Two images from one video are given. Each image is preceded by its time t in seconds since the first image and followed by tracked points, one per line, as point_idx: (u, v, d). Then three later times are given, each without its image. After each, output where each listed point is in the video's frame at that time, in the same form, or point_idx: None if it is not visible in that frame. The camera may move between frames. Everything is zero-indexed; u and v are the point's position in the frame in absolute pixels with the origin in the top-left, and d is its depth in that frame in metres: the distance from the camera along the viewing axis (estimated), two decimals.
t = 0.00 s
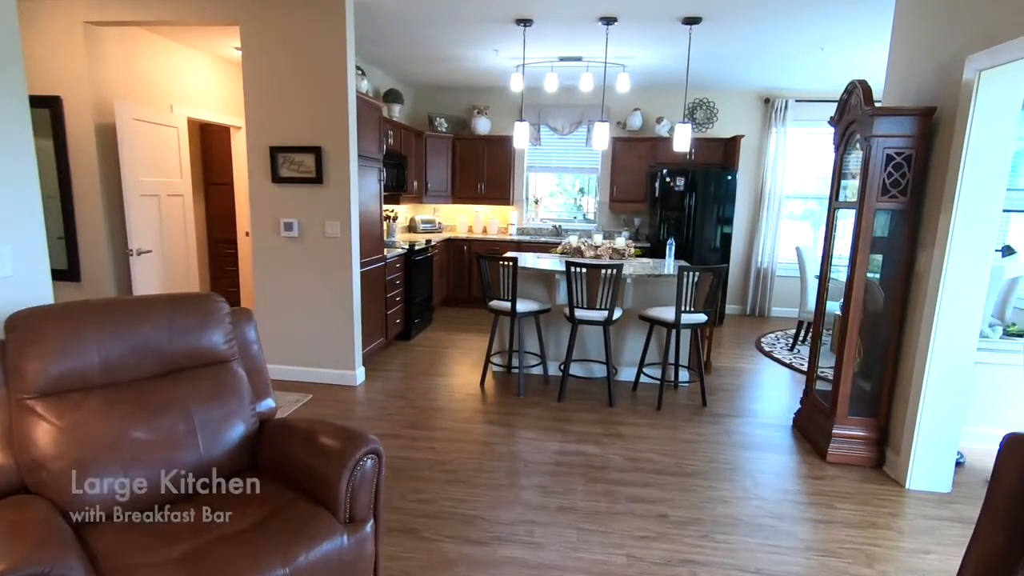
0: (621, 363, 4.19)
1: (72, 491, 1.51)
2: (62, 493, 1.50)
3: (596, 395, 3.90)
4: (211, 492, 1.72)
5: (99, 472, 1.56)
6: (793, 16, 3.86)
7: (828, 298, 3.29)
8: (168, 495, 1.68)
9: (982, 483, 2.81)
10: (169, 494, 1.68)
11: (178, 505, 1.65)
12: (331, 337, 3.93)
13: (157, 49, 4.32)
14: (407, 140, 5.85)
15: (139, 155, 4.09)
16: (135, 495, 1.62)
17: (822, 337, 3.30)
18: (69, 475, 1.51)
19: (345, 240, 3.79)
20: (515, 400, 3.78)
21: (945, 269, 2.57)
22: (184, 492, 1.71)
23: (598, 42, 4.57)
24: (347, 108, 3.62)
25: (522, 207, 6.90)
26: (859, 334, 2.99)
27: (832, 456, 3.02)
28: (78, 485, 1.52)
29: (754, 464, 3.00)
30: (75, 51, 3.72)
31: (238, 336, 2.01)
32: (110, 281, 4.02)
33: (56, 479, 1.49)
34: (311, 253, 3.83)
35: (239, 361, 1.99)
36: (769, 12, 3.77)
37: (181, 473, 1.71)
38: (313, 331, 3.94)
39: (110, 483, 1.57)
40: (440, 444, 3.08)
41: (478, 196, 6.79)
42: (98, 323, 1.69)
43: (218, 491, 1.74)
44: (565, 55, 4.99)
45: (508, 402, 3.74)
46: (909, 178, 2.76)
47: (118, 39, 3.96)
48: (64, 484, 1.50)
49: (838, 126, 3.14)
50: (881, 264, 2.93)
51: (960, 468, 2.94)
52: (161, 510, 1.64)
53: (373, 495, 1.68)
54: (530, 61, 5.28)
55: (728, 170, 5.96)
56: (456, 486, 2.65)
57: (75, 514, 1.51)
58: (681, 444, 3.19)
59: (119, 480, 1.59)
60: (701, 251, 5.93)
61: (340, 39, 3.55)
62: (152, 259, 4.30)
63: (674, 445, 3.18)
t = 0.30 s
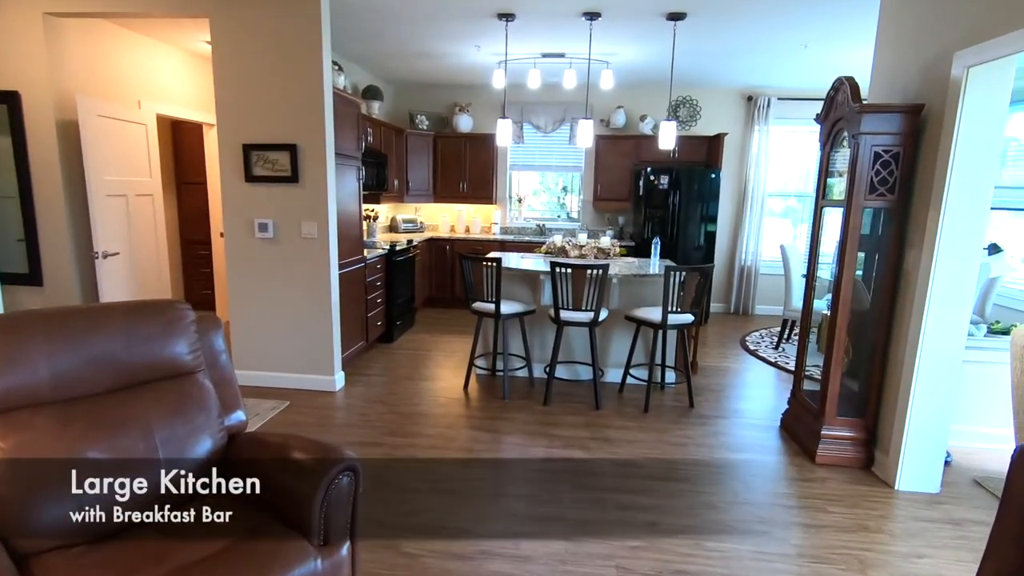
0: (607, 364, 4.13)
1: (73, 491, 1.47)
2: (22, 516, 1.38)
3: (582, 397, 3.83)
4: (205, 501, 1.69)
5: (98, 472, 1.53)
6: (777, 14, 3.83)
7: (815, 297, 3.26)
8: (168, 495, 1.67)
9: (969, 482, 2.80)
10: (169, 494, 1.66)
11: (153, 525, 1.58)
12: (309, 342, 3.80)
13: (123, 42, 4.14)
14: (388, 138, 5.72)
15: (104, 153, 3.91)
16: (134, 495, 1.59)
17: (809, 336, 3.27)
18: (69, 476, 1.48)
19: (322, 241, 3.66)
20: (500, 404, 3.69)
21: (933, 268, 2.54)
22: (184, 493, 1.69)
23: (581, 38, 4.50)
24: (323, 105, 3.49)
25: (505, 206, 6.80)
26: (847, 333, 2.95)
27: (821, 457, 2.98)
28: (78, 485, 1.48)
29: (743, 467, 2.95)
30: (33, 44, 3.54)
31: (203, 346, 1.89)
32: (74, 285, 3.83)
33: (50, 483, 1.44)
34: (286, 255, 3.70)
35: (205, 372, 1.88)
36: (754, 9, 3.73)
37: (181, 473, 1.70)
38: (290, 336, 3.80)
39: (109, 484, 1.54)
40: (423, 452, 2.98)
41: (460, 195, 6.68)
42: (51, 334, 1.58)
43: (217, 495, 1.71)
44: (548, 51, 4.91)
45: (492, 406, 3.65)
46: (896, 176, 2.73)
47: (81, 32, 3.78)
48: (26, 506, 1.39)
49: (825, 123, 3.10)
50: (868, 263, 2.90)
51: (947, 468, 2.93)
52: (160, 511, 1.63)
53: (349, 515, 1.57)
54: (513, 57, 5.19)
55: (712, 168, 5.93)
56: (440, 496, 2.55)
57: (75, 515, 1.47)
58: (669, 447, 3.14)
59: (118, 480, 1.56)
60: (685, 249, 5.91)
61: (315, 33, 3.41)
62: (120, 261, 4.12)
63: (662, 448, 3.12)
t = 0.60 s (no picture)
0: (593, 365, 4.06)
1: (72, 491, 1.44)
2: (10, 523, 1.32)
3: (568, 400, 3.75)
4: (205, 502, 1.59)
5: (98, 472, 1.50)
6: (763, 10, 3.78)
7: (803, 295, 3.22)
8: (168, 496, 1.62)
9: (959, 482, 2.77)
10: (169, 494, 1.62)
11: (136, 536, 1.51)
12: (285, 346, 3.66)
13: (87, 34, 3.95)
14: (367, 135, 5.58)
15: (65, 150, 3.73)
16: (135, 495, 1.55)
17: (798, 335, 3.23)
18: (69, 475, 1.45)
19: (297, 241, 3.52)
20: (484, 407, 3.60)
21: (923, 265, 2.50)
22: (184, 493, 1.63)
23: (563, 33, 4.41)
24: (298, 100, 3.35)
25: (488, 205, 6.70)
26: (837, 333, 2.90)
27: (811, 459, 2.93)
28: (77, 485, 1.46)
29: (732, 470, 2.89)
30: None
31: (162, 356, 1.76)
32: (34, 289, 3.64)
33: (48, 484, 1.41)
34: (260, 256, 3.56)
35: (165, 383, 1.75)
36: (739, 4, 3.67)
37: (180, 472, 1.66)
38: (265, 340, 3.66)
39: (109, 483, 1.50)
40: (404, 460, 2.86)
41: (442, 194, 6.56)
42: None
43: (217, 496, 1.58)
44: (531, 47, 4.82)
45: (476, 410, 3.55)
46: (885, 172, 2.68)
47: (41, 23, 3.60)
48: (11, 514, 1.33)
49: (812, 119, 3.05)
50: (857, 260, 2.85)
51: (937, 468, 2.90)
52: (161, 512, 1.59)
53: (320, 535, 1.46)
54: (495, 53, 5.09)
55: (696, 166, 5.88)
56: (421, 506, 2.45)
57: (75, 515, 1.44)
58: (658, 451, 3.06)
59: (119, 480, 1.53)
60: (671, 248, 5.86)
61: (288, 24, 3.27)
62: (84, 264, 3.93)
63: (650, 452, 3.05)
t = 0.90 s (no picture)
0: (582, 371, 3.96)
1: (72, 491, 1.43)
2: (9, 526, 1.31)
3: (556, 407, 3.65)
4: (206, 502, 1.40)
5: (97, 472, 1.48)
6: (753, 8, 3.70)
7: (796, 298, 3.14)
8: (168, 496, 1.51)
9: (956, 489, 2.70)
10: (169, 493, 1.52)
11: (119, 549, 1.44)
12: (262, 353, 3.52)
13: (59, 29, 3.79)
14: (350, 135, 5.45)
15: (30, 150, 3.57)
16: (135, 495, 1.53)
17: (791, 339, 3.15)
18: (68, 475, 1.43)
19: (274, 244, 3.38)
20: (471, 415, 3.48)
21: (920, 267, 2.43)
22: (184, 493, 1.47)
23: (550, 31, 4.32)
24: (274, 98, 3.22)
25: (475, 206, 6.59)
26: (831, 337, 2.83)
27: (806, 466, 2.85)
28: (78, 485, 1.44)
29: (726, 478, 2.80)
30: None
31: (118, 371, 1.63)
32: None
33: (47, 485, 1.39)
34: (236, 260, 3.42)
35: (120, 401, 1.61)
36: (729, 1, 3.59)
37: (182, 472, 1.57)
38: (242, 348, 3.52)
39: (109, 484, 1.49)
40: (386, 472, 2.74)
41: (428, 195, 6.44)
42: None
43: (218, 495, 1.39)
44: (516, 45, 4.73)
45: (463, 418, 3.44)
46: (880, 172, 2.61)
47: (10, 15, 3.43)
48: None
49: (804, 117, 2.98)
50: (851, 262, 2.78)
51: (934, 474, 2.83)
52: (160, 512, 1.46)
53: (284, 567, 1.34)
54: (480, 51, 4.98)
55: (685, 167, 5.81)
56: (403, 523, 2.33)
57: (75, 515, 1.42)
58: (649, 460, 2.97)
59: (119, 479, 1.51)
60: (660, 249, 5.79)
61: (263, 19, 3.14)
62: (51, 269, 3.77)
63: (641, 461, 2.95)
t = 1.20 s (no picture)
0: (575, 377, 3.86)
1: (72, 490, 1.41)
2: None
3: (549, 415, 3.54)
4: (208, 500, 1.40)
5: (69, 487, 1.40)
6: (749, 5, 3.61)
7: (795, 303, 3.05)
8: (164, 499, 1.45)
9: (961, 500, 2.62)
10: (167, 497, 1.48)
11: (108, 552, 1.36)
12: (245, 362, 3.40)
13: (34, 27, 3.65)
14: (337, 136, 5.33)
15: None
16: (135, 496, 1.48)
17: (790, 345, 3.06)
18: (16, 504, 1.32)
19: (256, 250, 3.26)
20: (461, 425, 3.37)
21: (924, 272, 2.34)
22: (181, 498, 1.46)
23: (541, 29, 4.22)
24: (254, 98, 3.09)
25: (466, 208, 6.48)
26: (832, 343, 2.73)
27: (806, 477, 2.76)
28: (78, 484, 1.42)
29: (725, 490, 2.71)
30: None
31: (72, 389, 1.49)
32: None
33: None
34: (216, 266, 3.29)
35: (77, 421, 1.48)
36: None
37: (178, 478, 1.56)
38: (224, 356, 3.39)
39: (110, 483, 1.46)
40: (372, 487, 2.63)
41: (419, 197, 6.32)
42: None
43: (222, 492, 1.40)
44: (507, 44, 4.63)
45: (453, 428, 3.33)
46: (882, 173, 2.52)
47: None
48: None
49: (803, 117, 2.89)
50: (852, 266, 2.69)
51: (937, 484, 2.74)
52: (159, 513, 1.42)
53: None
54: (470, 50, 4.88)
55: (679, 167, 5.73)
56: (389, 543, 2.22)
57: (75, 514, 1.40)
58: (646, 471, 2.87)
59: (119, 479, 1.48)
60: (654, 251, 5.70)
61: (242, 15, 3.01)
62: (22, 276, 3.62)
63: (637, 472, 2.86)
